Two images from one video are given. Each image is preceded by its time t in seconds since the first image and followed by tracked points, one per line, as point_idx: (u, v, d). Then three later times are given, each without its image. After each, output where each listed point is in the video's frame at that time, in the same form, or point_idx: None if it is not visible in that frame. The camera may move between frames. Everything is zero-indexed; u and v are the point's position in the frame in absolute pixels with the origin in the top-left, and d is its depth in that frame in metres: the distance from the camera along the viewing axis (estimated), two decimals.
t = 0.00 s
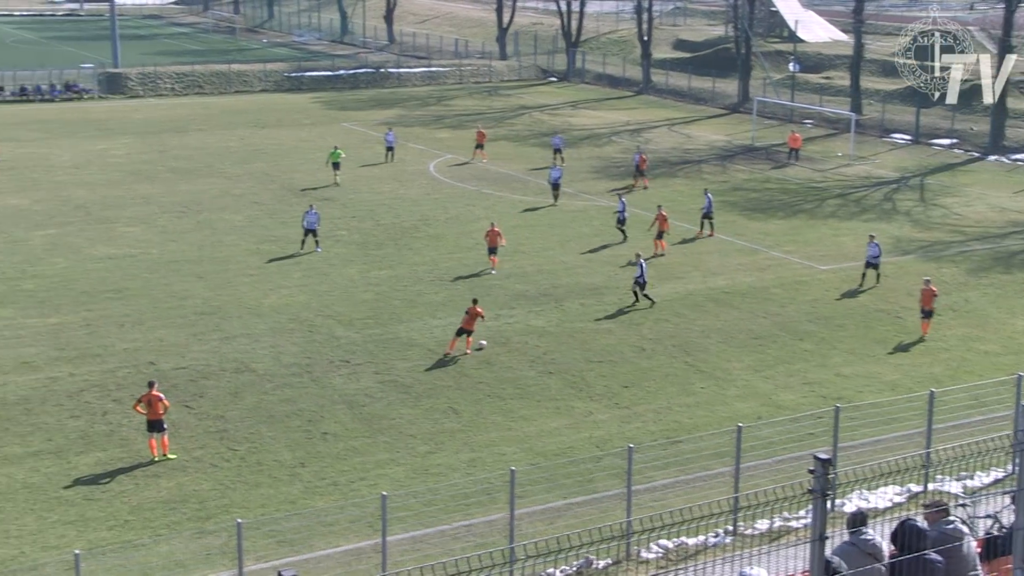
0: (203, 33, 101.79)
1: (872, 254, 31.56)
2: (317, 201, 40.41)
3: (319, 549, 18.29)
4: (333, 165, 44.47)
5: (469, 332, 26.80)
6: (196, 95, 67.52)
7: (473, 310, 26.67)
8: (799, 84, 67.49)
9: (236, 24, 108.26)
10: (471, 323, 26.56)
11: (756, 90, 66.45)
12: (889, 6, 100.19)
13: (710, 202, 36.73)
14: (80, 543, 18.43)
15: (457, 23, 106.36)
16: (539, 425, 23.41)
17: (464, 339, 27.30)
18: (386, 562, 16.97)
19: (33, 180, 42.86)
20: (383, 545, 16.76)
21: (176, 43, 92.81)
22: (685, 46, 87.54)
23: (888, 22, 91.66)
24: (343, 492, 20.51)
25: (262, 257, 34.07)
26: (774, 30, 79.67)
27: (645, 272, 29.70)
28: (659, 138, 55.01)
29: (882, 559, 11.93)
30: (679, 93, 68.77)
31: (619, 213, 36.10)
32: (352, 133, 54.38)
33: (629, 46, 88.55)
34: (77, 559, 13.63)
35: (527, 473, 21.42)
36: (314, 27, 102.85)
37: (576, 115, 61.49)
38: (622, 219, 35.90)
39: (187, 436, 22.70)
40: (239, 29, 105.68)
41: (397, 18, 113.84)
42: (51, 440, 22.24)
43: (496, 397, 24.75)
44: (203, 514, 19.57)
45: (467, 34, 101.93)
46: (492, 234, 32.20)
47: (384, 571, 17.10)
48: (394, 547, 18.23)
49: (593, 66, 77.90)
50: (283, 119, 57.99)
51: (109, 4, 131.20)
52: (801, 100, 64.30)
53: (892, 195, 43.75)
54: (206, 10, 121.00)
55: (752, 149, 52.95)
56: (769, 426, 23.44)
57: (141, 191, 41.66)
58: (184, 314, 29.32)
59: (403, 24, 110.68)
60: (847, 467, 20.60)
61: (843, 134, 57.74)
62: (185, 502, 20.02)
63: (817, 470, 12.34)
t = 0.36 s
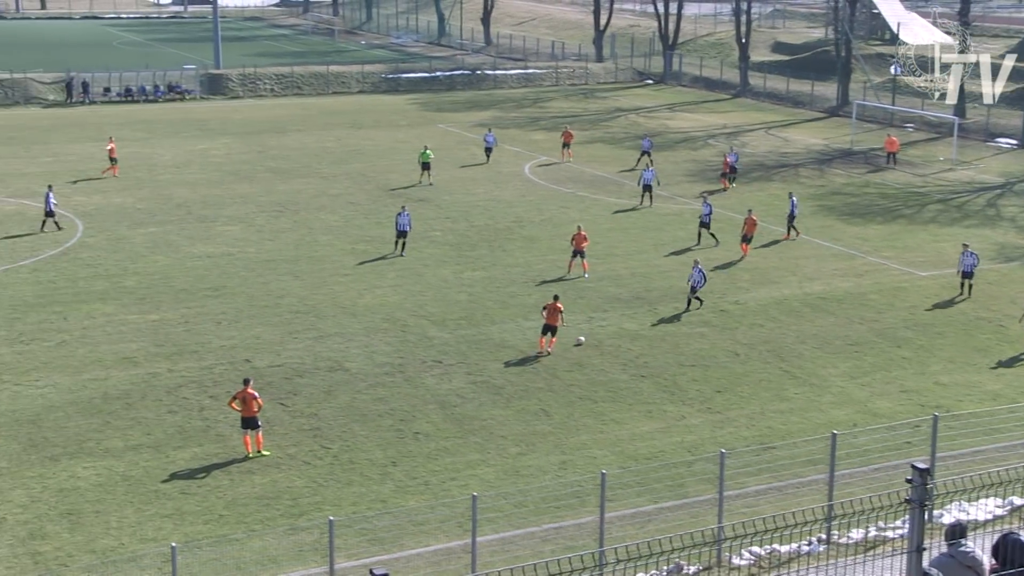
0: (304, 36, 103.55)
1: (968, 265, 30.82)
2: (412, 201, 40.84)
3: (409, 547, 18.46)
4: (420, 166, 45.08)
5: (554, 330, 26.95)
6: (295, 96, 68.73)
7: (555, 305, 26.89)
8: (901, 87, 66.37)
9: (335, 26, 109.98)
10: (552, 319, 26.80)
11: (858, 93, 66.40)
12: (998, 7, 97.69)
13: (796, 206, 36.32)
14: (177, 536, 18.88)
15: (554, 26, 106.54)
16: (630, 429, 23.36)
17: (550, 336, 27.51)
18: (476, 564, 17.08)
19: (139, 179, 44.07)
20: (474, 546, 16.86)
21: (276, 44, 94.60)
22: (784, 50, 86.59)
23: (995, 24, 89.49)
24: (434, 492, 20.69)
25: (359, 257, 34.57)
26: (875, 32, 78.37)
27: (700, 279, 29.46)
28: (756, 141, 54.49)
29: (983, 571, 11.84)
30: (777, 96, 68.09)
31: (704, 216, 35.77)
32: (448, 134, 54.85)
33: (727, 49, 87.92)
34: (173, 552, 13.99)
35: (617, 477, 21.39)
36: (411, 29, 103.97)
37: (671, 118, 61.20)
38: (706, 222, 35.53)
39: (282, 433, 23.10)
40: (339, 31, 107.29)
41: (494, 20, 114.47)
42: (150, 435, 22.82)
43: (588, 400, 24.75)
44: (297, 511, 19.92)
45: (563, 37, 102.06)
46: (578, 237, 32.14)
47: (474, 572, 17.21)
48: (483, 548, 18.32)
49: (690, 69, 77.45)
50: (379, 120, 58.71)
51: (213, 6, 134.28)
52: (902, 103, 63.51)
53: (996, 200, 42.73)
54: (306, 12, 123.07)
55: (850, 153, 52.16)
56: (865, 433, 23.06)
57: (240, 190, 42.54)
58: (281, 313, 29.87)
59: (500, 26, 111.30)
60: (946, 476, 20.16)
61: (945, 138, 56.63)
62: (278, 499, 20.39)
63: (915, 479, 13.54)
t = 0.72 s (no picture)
0: (354, 37, 104.33)
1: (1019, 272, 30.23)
2: (461, 203, 41.01)
3: (456, 548, 18.53)
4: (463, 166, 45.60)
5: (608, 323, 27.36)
6: (345, 97, 69.21)
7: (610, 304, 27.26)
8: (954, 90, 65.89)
9: (386, 27, 110.68)
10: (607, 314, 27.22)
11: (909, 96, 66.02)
12: None
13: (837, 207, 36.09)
14: (226, 535, 19.11)
15: (604, 27, 106.43)
16: (677, 431, 23.31)
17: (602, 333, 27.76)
18: (522, 565, 17.15)
19: (191, 179, 44.64)
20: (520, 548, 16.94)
21: (326, 46, 95.37)
22: (835, 52, 86.00)
23: None
24: (481, 493, 20.78)
25: (407, 258, 34.79)
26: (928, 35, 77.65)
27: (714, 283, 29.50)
28: (806, 144, 54.12)
29: None
30: (827, 98, 67.62)
31: (743, 218, 35.52)
32: (496, 136, 54.99)
33: (777, 52, 87.40)
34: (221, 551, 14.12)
35: (664, 479, 21.34)
36: (461, 31, 104.34)
37: (720, 120, 60.98)
38: (745, 224, 35.37)
39: (329, 434, 23.29)
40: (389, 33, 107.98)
41: (544, 22, 114.62)
42: (199, 434, 23.11)
43: (635, 403, 24.71)
44: (344, 510, 20.09)
45: (613, 38, 101.97)
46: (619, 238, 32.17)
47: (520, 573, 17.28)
48: (529, 549, 18.36)
49: (741, 71, 77.11)
50: (428, 122, 59.00)
51: (264, 8, 135.63)
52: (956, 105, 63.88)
53: None
54: (357, 13, 123.88)
55: (901, 156, 51.68)
56: (914, 438, 22.84)
57: (291, 191, 42.96)
58: (330, 313, 30.10)
59: (550, 28, 111.45)
60: (997, 483, 19.91)
61: (999, 141, 56.00)
62: (326, 499, 20.57)
63: (965, 485, 13.44)
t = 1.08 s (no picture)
0: (364, 38, 104.45)
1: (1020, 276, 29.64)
2: (469, 204, 41.03)
3: (463, 549, 18.54)
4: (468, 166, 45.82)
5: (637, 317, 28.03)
6: (354, 98, 69.28)
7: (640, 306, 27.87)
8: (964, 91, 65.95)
9: (395, 27, 110.78)
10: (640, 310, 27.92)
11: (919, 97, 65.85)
12: None
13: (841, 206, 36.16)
14: (234, 535, 19.15)
15: (613, 28, 106.38)
16: (685, 433, 23.27)
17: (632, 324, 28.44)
18: (530, 566, 17.17)
19: (200, 179, 44.73)
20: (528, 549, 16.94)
21: (335, 47, 95.48)
22: (845, 53, 85.89)
23: None
24: (488, 494, 20.79)
25: (415, 259, 34.81)
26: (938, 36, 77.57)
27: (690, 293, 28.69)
28: (815, 145, 54.02)
29: None
30: (837, 99, 67.50)
31: (745, 220, 35.43)
32: (505, 137, 54.98)
33: (787, 53, 87.26)
34: (227, 551, 14.12)
35: (672, 481, 21.33)
36: (471, 32, 104.37)
37: (729, 121, 60.90)
38: (746, 226, 35.27)
39: (337, 434, 23.31)
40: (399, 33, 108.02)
41: (553, 23, 114.67)
42: (208, 434, 23.16)
43: (643, 404, 24.69)
44: (352, 511, 20.11)
45: (623, 40, 101.92)
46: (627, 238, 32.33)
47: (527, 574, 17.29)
48: (537, 550, 18.36)
49: (750, 72, 77.02)
50: (437, 123, 59.05)
51: (273, 9, 135.83)
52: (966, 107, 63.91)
53: None
54: (367, 15, 123.97)
55: (911, 157, 51.56)
56: (923, 439, 22.79)
57: (300, 192, 43.05)
58: (338, 314, 30.14)
59: (559, 29, 111.49)
60: (1006, 485, 19.86)
61: (1009, 142, 55.86)
62: (334, 499, 20.60)
63: (974, 486, 13.39)
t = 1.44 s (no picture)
0: (360, 39, 104.37)
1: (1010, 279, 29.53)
2: (466, 206, 41.04)
3: (460, 550, 18.53)
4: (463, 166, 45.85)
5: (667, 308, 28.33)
6: (351, 99, 69.25)
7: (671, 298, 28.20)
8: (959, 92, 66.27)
9: (392, 28, 110.71)
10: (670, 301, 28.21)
11: (915, 98, 65.93)
12: None
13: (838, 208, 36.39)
14: (230, 537, 19.12)
15: (609, 29, 106.43)
16: (682, 434, 23.28)
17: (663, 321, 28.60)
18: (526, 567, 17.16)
19: (196, 180, 44.68)
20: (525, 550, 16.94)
21: (331, 48, 95.47)
22: (842, 53, 86.03)
23: None
24: (485, 495, 20.79)
25: (412, 259, 34.80)
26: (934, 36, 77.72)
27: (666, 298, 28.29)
28: (812, 146, 54.06)
29: None
30: (833, 100, 67.57)
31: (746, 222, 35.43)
32: (501, 138, 54.97)
33: (783, 53, 87.34)
34: (224, 551, 14.10)
35: (669, 482, 21.33)
36: (467, 33, 104.36)
37: (725, 122, 60.94)
38: (747, 228, 35.24)
39: (334, 435, 23.29)
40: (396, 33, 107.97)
41: (549, 24, 114.72)
42: (203, 435, 23.13)
43: (640, 405, 24.69)
44: (349, 512, 20.10)
45: (619, 40, 101.97)
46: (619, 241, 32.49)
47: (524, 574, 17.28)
48: (534, 551, 18.36)
49: (747, 72, 77.08)
50: (433, 124, 59.04)
51: (269, 10, 135.81)
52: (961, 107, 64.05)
53: None
54: (363, 15, 123.95)
55: (907, 158, 51.61)
56: (920, 440, 22.81)
57: (296, 192, 43.04)
58: (335, 315, 30.12)
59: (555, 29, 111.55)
60: (1002, 486, 19.87)
61: (1005, 142, 55.94)
62: (331, 500, 20.58)
63: (971, 487, 13.43)
